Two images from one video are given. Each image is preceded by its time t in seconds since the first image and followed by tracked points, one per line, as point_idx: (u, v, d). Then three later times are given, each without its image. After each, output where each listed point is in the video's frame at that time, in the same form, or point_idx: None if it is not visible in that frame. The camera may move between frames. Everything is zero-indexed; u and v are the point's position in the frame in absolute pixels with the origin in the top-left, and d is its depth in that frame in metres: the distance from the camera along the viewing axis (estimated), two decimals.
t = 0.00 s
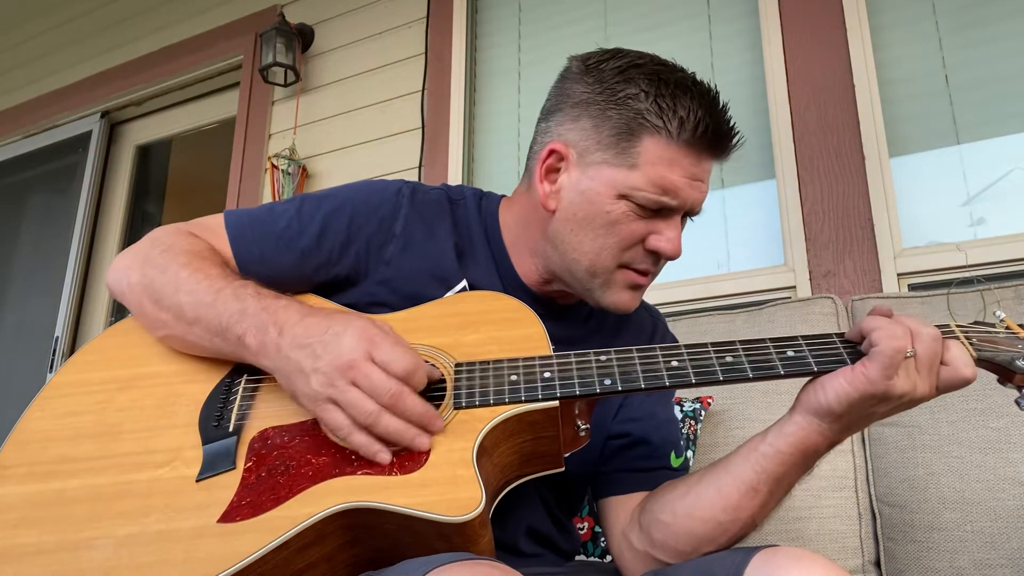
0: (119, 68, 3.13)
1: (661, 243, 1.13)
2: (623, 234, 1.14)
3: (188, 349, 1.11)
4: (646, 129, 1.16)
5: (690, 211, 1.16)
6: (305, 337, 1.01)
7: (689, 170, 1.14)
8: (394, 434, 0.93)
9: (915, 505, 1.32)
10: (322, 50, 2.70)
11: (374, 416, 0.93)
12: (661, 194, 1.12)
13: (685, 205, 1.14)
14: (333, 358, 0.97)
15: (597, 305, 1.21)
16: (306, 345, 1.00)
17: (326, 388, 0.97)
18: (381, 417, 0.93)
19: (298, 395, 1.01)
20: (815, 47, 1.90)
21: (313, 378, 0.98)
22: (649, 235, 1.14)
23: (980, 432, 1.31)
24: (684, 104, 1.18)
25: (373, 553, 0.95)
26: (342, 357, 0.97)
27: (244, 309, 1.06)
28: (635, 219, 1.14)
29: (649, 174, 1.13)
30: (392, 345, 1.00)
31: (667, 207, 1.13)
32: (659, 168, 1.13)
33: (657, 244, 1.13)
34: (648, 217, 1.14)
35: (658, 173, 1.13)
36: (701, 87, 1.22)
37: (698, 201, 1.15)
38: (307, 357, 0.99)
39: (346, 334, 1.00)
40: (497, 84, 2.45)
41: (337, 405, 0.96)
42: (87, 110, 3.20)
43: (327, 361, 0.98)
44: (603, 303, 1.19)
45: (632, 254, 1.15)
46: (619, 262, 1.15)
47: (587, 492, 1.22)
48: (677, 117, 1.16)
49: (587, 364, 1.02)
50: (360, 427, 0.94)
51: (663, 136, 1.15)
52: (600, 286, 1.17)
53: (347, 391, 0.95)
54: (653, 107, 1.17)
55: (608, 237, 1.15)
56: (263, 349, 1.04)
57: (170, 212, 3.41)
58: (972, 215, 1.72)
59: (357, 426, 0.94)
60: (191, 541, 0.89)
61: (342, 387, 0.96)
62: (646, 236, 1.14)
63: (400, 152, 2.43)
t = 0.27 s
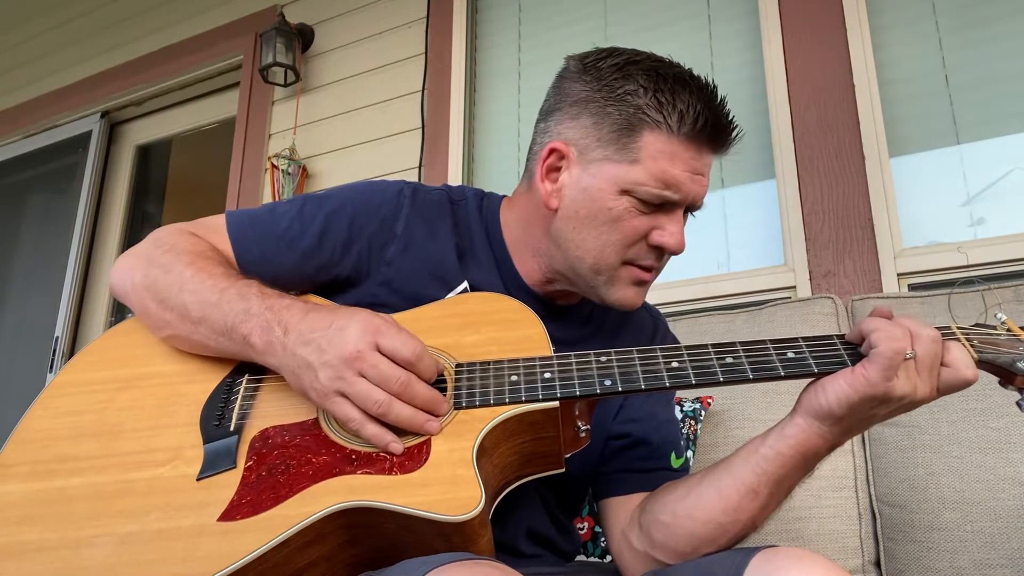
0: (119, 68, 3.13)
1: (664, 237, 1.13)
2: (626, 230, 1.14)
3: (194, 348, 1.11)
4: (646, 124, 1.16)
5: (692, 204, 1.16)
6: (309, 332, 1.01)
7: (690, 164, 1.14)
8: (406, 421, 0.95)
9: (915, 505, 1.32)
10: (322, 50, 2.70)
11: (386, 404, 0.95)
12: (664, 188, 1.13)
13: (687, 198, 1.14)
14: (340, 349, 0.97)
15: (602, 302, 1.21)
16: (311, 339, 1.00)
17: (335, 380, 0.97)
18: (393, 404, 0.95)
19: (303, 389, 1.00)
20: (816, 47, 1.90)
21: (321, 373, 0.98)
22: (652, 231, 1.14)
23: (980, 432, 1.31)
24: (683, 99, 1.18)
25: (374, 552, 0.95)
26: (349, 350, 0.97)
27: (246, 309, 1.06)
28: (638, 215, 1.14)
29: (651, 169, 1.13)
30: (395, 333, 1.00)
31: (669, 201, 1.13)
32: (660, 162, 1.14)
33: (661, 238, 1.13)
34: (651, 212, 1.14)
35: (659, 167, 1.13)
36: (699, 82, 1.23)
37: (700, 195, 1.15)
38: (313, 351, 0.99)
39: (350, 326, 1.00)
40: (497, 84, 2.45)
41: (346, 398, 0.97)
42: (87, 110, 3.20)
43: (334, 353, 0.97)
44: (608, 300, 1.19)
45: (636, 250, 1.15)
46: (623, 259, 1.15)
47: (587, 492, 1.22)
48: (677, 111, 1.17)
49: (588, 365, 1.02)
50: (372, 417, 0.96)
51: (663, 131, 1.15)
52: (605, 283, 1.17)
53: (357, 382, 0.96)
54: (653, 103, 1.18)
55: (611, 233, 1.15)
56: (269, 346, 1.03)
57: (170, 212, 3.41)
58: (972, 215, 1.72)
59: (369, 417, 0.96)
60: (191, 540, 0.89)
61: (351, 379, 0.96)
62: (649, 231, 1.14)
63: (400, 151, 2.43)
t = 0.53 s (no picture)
0: (119, 68, 3.12)
1: (666, 233, 1.13)
2: (627, 226, 1.14)
3: (196, 348, 1.11)
4: (646, 120, 1.16)
5: (693, 199, 1.16)
6: (310, 331, 1.01)
7: (691, 159, 1.15)
8: (408, 417, 0.95)
9: (915, 505, 1.32)
10: (322, 50, 2.70)
11: (388, 401, 0.95)
12: (665, 183, 1.13)
13: (688, 193, 1.14)
14: (340, 347, 0.97)
15: (605, 299, 1.21)
16: (312, 337, 1.00)
17: (336, 378, 0.97)
18: (395, 401, 0.95)
19: (306, 389, 1.01)
20: (816, 47, 1.90)
21: (322, 370, 0.98)
22: (654, 227, 1.14)
23: (980, 432, 1.31)
24: (682, 95, 1.19)
25: (374, 552, 0.95)
26: (349, 347, 0.97)
27: (247, 312, 1.06)
28: (639, 211, 1.14)
29: (652, 164, 1.14)
30: (394, 327, 1.00)
31: (671, 196, 1.13)
32: (661, 157, 1.14)
33: (662, 234, 1.13)
34: (653, 208, 1.14)
35: (660, 163, 1.13)
36: (699, 78, 1.23)
37: (701, 190, 1.16)
38: (314, 350, 0.99)
39: (350, 323, 1.00)
40: (497, 84, 2.45)
41: (349, 396, 0.97)
42: (87, 110, 3.20)
43: (334, 350, 0.98)
44: (611, 297, 1.19)
45: (638, 247, 1.15)
46: (625, 256, 1.15)
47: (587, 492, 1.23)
48: (677, 107, 1.17)
49: (588, 365, 1.02)
50: (374, 415, 0.96)
51: (664, 126, 1.15)
52: (607, 280, 1.17)
53: (358, 380, 0.96)
54: (653, 99, 1.18)
55: (613, 229, 1.15)
56: (271, 348, 1.03)
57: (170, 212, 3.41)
58: (972, 215, 1.72)
59: (372, 415, 0.96)
60: (191, 539, 0.89)
61: (352, 377, 0.97)
62: (651, 227, 1.14)
63: (400, 151, 2.43)
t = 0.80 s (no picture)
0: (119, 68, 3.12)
1: (666, 227, 1.14)
2: (627, 221, 1.15)
3: (197, 348, 1.11)
4: (643, 114, 1.18)
5: (691, 193, 1.17)
6: (310, 332, 1.01)
7: (688, 153, 1.16)
8: (409, 417, 0.95)
9: (915, 505, 1.32)
10: (322, 50, 2.70)
11: (388, 401, 0.95)
12: (663, 177, 1.14)
13: (686, 187, 1.15)
14: (340, 347, 0.98)
15: (605, 295, 1.21)
16: (312, 338, 1.00)
17: (337, 379, 0.97)
18: (396, 401, 0.95)
19: (306, 390, 1.01)
20: (816, 47, 1.90)
21: (323, 371, 0.98)
22: (654, 221, 1.15)
23: (980, 431, 1.31)
24: (679, 90, 1.20)
25: (375, 552, 0.95)
26: (349, 349, 0.97)
27: (247, 312, 1.06)
28: (638, 205, 1.15)
29: (650, 158, 1.15)
30: (394, 328, 1.00)
31: (669, 189, 1.14)
32: (659, 151, 1.15)
33: (662, 228, 1.14)
34: (652, 202, 1.15)
35: (659, 157, 1.15)
36: (693, 73, 1.24)
37: (699, 184, 1.17)
38: (314, 352, 0.99)
39: (350, 324, 1.00)
40: (497, 84, 2.45)
41: (350, 397, 0.97)
42: (87, 110, 3.20)
43: (334, 351, 0.98)
44: (612, 293, 1.19)
45: (638, 241, 1.15)
46: (626, 251, 1.16)
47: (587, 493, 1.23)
48: (674, 101, 1.18)
49: (589, 365, 1.02)
50: (376, 415, 0.96)
51: (661, 121, 1.17)
52: (608, 275, 1.17)
53: (359, 380, 0.96)
54: (650, 94, 1.19)
55: (613, 224, 1.15)
56: (271, 348, 1.03)
57: (169, 212, 3.41)
58: (972, 215, 1.72)
59: (373, 415, 0.96)
60: (193, 539, 0.89)
61: (353, 377, 0.97)
62: (651, 221, 1.15)
63: (400, 151, 2.43)
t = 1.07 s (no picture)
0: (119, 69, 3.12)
1: (663, 221, 1.13)
2: (624, 216, 1.15)
3: (195, 349, 1.11)
4: (638, 109, 1.18)
5: (687, 187, 1.17)
6: (304, 335, 1.01)
7: (684, 147, 1.16)
8: (406, 418, 0.96)
9: (915, 505, 1.32)
10: (322, 50, 2.70)
11: (384, 403, 0.95)
12: (659, 171, 1.14)
13: (683, 181, 1.15)
14: (334, 350, 0.97)
15: (604, 291, 1.21)
16: (307, 340, 1.00)
17: (332, 381, 0.97)
18: (392, 402, 0.96)
19: (302, 392, 1.01)
20: (816, 47, 1.90)
21: (318, 374, 0.98)
22: (651, 216, 1.14)
23: (980, 432, 1.31)
24: (673, 85, 1.20)
25: (377, 554, 0.95)
26: (344, 351, 0.97)
27: (241, 314, 1.06)
28: (635, 200, 1.14)
29: (646, 153, 1.15)
30: (388, 329, 1.00)
31: (665, 183, 1.14)
32: (655, 146, 1.15)
33: (659, 223, 1.14)
34: (648, 196, 1.15)
35: (654, 151, 1.15)
36: (688, 68, 1.25)
37: (695, 178, 1.17)
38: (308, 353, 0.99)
39: (344, 326, 1.00)
40: (498, 84, 2.45)
41: (346, 399, 0.97)
42: (87, 110, 3.20)
43: (329, 354, 0.98)
44: (611, 289, 1.19)
45: (635, 237, 1.15)
46: (623, 246, 1.15)
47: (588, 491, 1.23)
48: (668, 96, 1.19)
49: (588, 361, 1.02)
50: (373, 417, 0.96)
51: (656, 115, 1.17)
52: (607, 271, 1.17)
53: (355, 382, 0.96)
54: (644, 88, 1.20)
55: (609, 219, 1.15)
56: (265, 350, 1.03)
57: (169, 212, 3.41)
58: (972, 215, 1.72)
59: (371, 416, 0.96)
60: (195, 543, 0.89)
61: (349, 380, 0.97)
62: (648, 217, 1.14)
63: (400, 151, 2.43)
